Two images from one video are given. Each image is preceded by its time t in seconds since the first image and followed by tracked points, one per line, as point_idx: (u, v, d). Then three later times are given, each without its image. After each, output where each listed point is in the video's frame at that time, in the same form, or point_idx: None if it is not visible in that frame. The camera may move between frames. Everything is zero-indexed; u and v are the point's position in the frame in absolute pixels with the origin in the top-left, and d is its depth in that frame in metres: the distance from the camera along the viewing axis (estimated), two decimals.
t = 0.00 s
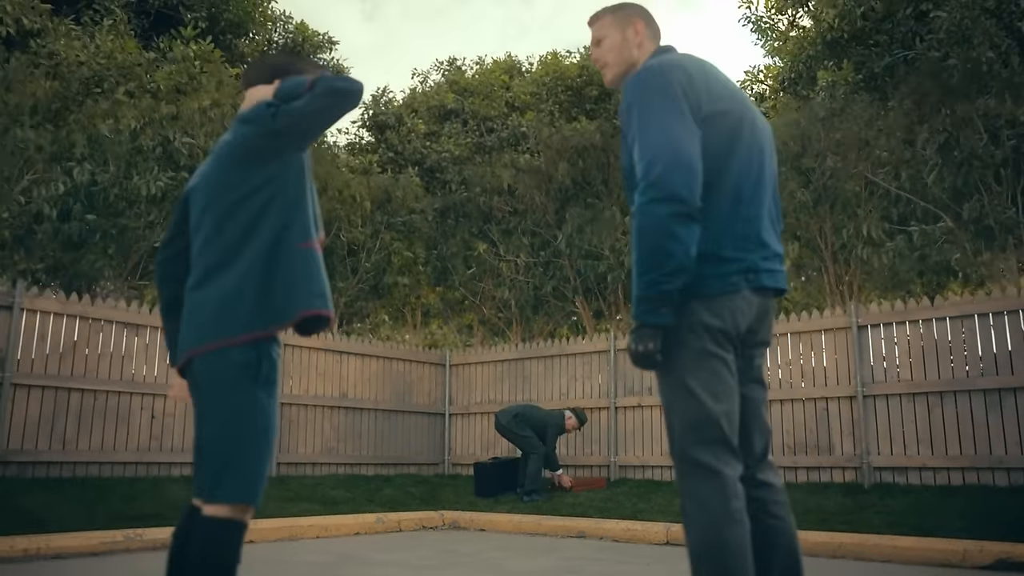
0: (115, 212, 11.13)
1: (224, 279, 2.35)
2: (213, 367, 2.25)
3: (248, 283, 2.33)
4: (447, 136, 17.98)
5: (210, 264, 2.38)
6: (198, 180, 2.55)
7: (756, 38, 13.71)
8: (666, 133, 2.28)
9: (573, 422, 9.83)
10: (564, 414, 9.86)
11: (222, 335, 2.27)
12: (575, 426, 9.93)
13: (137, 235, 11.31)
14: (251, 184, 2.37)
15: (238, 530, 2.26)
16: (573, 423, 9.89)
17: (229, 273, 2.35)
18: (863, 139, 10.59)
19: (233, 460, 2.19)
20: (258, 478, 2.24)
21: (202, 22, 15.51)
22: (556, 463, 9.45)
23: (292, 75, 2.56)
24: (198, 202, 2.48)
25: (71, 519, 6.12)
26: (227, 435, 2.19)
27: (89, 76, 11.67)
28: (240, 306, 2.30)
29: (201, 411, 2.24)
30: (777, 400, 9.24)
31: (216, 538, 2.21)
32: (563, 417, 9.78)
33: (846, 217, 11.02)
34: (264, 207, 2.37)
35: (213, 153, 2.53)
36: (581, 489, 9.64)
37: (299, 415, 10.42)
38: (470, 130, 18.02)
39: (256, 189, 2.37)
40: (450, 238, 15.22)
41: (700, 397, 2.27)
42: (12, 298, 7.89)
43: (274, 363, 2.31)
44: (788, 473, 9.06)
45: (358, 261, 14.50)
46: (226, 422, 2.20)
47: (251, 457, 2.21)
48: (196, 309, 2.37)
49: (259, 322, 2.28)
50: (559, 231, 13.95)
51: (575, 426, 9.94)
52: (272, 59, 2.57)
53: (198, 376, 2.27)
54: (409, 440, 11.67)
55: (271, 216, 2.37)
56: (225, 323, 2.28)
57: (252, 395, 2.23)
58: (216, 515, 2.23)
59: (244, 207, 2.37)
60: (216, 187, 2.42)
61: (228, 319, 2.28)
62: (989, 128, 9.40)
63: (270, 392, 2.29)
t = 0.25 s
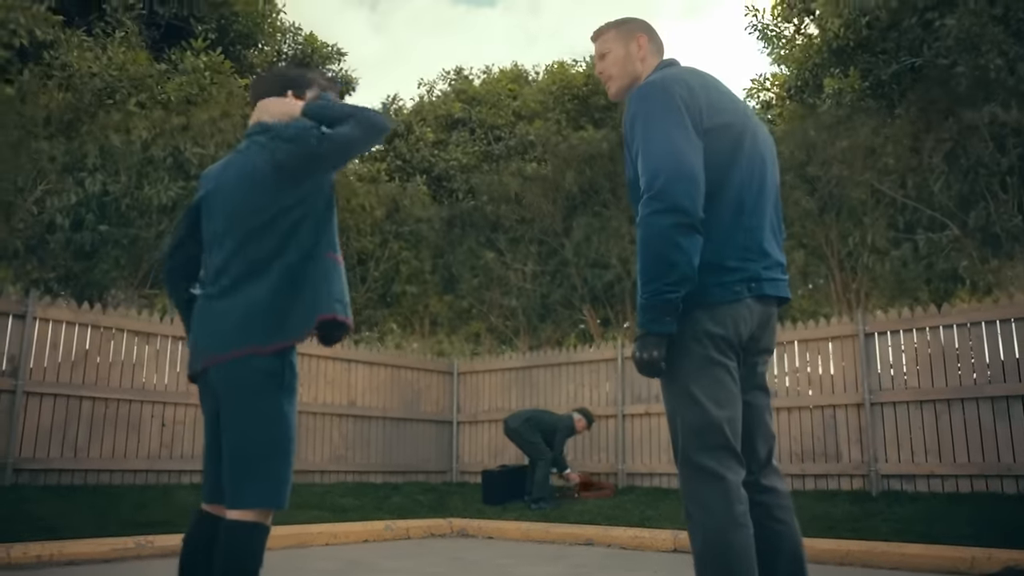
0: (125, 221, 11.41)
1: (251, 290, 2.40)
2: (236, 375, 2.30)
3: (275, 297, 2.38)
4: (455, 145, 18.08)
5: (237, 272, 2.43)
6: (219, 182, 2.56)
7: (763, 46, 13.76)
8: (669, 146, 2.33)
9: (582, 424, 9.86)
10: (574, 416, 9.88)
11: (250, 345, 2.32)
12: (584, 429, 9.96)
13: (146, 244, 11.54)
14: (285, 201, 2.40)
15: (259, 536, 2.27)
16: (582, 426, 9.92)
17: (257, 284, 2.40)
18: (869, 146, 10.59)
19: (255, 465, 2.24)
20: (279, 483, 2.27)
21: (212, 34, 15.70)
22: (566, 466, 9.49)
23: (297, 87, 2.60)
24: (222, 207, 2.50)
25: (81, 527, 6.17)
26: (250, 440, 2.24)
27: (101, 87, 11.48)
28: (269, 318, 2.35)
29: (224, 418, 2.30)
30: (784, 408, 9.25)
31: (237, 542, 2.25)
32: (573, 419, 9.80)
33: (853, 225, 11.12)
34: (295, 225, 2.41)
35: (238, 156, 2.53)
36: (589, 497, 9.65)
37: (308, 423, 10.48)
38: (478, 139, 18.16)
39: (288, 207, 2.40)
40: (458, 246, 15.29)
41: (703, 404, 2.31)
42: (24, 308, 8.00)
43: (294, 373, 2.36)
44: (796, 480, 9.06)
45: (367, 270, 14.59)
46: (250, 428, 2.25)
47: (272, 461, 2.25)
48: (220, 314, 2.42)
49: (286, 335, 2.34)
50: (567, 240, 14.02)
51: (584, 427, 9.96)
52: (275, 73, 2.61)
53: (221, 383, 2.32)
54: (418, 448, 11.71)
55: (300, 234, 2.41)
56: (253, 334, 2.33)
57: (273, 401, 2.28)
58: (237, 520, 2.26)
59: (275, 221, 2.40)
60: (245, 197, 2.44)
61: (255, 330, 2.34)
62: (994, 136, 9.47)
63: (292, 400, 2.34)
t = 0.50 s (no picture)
0: (132, 227, 11.23)
1: (247, 307, 2.35)
2: (243, 387, 2.29)
3: (270, 319, 2.34)
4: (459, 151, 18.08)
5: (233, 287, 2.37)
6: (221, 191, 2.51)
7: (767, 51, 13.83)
8: (671, 153, 2.35)
9: (586, 422, 9.91)
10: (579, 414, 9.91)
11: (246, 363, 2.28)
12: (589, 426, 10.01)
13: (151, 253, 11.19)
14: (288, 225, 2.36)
15: (267, 540, 2.28)
16: (587, 423, 9.97)
17: (255, 301, 2.35)
18: (874, 152, 10.80)
19: (261, 471, 2.23)
20: (286, 488, 2.27)
21: (218, 41, 15.81)
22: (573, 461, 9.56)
23: (293, 100, 2.57)
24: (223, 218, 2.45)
25: (87, 531, 6.19)
26: (256, 448, 2.23)
27: (107, 94, 12.01)
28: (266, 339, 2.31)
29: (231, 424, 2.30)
30: (788, 414, 9.26)
31: (245, 546, 2.25)
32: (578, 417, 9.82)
33: (855, 230, 11.08)
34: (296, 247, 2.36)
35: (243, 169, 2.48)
36: (593, 502, 9.66)
37: (312, 428, 10.50)
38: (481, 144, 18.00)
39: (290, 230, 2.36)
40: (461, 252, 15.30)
41: (706, 408, 2.33)
42: (30, 314, 8.02)
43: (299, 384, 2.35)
44: (800, 486, 9.05)
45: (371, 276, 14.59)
46: (256, 435, 2.24)
47: (279, 469, 2.24)
48: (214, 327, 2.37)
49: (280, 359, 2.29)
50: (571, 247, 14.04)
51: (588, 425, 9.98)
52: (271, 83, 2.58)
53: (227, 392, 2.32)
54: (422, 454, 11.71)
55: (300, 262, 2.37)
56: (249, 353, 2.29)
57: (279, 408, 2.27)
58: (246, 523, 2.27)
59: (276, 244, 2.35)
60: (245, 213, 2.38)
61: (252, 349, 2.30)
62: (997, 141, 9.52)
63: (298, 406, 2.33)
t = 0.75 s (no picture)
0: (134, 230, 11.24)
1: (232, 296, 2.40)
2: (241, 385, 2.34)
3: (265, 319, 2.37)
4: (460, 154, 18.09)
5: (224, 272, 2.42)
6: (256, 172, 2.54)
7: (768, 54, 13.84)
8: (671, 156, 2.36)
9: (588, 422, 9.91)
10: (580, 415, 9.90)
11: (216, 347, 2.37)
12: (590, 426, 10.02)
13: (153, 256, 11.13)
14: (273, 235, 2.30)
15: (270, 542, 2.28)
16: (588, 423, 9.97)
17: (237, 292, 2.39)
18: (875, 155, 10.86)
19: (264, 471, 2.27)
20: (291, 490, 2.30)
21: (219, 44, 15.85)
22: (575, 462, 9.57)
23: (303, 109, 2.66)
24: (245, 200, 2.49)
25: (89, 535, 6.19)
26: (260, 447, 2.28)
27: (108, 97, 12.12)
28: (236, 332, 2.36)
29: (238, 424, 2.34)
30: (790, 416, 9.25)
31: (246, 547, 2.25)
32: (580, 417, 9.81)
33: (856, 233, 11.08)
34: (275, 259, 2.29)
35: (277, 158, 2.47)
36: (595, 504, 9.66)
37: (314, 431, 10.50)
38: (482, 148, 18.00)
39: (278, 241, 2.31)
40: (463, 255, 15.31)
41: (707, 410, 2.33)
42: (32, 316, 8.03)
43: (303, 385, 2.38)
44: (802, 489, 9.04)
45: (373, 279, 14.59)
46: (260, 434, 2.29)
47: (280, 470, 2.27)
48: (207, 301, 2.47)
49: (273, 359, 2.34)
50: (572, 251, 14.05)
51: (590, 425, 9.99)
52: (280, 95, 2.67)
53: (229, 390, 2.37)
54: (423, 457, 11.71)
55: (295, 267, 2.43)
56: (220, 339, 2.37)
57: (285, 409, 2.32)
58: (250, 524, 2.28)
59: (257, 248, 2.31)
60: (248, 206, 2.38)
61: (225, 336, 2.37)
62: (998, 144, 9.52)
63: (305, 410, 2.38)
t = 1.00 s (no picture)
0: (134, 232, 11.24)
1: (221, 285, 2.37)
2: (243, 381, 2.34)
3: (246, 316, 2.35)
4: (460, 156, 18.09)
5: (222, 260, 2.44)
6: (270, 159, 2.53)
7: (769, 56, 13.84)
8: (671, 159, 2.37)
9: (588, 425, 9.91)
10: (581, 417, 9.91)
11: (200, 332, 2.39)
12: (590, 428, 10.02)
13: (153, 254, 11.40)
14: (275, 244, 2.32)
15: (270, 543, 2.28)
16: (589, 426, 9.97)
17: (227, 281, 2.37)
18: (875, 156, 10.78)
19: (261, 472, 2.27)
20: (289, 491, 2.30)
21: (219, 47, 15.89)
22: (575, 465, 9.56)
23: (309, 108, 2.67)
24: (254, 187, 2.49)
25: (89, 537, 6.19)
26: (258, 447, 2.28)
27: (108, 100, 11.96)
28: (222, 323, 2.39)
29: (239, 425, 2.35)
30: (790, 418, 9.25)
31: (246, 547, 2.25)
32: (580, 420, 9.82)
33: (857, 235, 11.07)
34: (274, 273, 2.30)
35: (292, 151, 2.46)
36: (596, 506, 9.65)
37: (315, 434, 10.50)
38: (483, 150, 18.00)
39: (279, 254, 2.32)
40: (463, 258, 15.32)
41: (708, 411, 2.33)
42: (33, 319, 8.03)
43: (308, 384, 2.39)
44: (803, 491, 9.03)
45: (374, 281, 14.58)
46: (260, 433, 2.29)
47: (278, 471, 2.27)
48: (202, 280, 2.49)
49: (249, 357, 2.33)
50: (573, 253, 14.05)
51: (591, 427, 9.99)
52: (285, 95, 2.68)
53: (232, 388, 2.38)
54: (424, 459, 11.70)
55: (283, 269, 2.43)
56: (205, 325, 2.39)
57: (285, 410, 2.32)
58: (250, 525, 2.28)
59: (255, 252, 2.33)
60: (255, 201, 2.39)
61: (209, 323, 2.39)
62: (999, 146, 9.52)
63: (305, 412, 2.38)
